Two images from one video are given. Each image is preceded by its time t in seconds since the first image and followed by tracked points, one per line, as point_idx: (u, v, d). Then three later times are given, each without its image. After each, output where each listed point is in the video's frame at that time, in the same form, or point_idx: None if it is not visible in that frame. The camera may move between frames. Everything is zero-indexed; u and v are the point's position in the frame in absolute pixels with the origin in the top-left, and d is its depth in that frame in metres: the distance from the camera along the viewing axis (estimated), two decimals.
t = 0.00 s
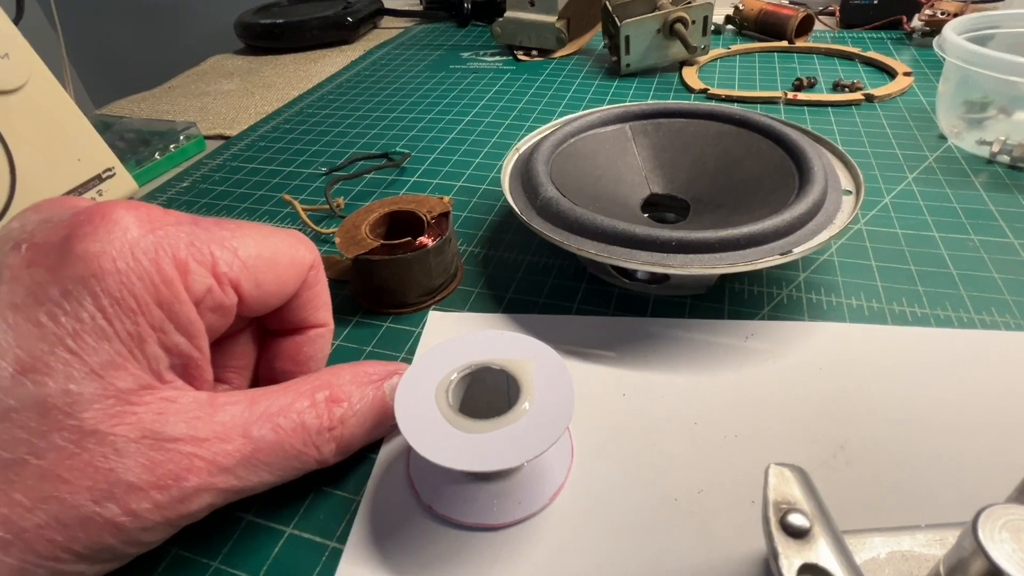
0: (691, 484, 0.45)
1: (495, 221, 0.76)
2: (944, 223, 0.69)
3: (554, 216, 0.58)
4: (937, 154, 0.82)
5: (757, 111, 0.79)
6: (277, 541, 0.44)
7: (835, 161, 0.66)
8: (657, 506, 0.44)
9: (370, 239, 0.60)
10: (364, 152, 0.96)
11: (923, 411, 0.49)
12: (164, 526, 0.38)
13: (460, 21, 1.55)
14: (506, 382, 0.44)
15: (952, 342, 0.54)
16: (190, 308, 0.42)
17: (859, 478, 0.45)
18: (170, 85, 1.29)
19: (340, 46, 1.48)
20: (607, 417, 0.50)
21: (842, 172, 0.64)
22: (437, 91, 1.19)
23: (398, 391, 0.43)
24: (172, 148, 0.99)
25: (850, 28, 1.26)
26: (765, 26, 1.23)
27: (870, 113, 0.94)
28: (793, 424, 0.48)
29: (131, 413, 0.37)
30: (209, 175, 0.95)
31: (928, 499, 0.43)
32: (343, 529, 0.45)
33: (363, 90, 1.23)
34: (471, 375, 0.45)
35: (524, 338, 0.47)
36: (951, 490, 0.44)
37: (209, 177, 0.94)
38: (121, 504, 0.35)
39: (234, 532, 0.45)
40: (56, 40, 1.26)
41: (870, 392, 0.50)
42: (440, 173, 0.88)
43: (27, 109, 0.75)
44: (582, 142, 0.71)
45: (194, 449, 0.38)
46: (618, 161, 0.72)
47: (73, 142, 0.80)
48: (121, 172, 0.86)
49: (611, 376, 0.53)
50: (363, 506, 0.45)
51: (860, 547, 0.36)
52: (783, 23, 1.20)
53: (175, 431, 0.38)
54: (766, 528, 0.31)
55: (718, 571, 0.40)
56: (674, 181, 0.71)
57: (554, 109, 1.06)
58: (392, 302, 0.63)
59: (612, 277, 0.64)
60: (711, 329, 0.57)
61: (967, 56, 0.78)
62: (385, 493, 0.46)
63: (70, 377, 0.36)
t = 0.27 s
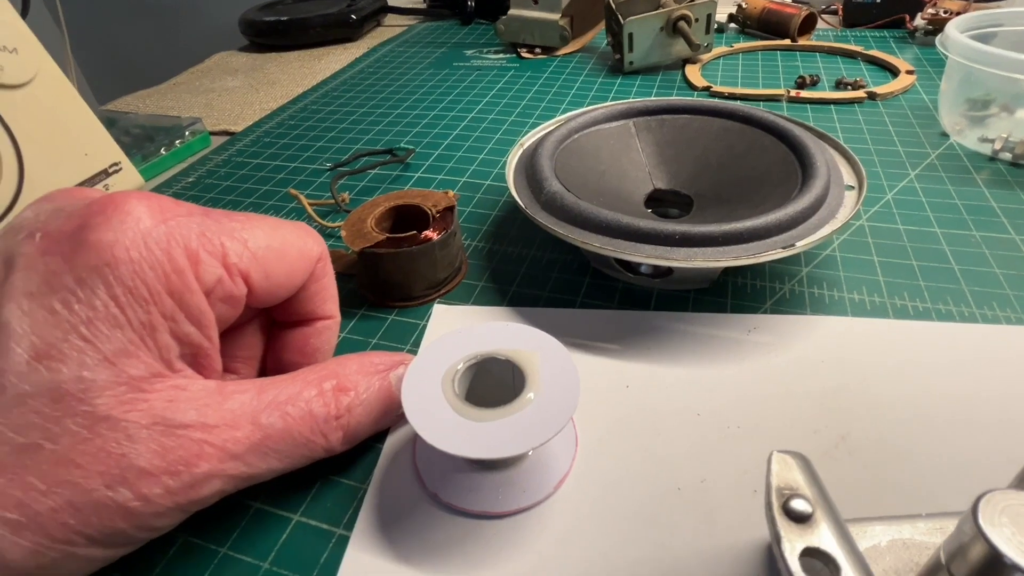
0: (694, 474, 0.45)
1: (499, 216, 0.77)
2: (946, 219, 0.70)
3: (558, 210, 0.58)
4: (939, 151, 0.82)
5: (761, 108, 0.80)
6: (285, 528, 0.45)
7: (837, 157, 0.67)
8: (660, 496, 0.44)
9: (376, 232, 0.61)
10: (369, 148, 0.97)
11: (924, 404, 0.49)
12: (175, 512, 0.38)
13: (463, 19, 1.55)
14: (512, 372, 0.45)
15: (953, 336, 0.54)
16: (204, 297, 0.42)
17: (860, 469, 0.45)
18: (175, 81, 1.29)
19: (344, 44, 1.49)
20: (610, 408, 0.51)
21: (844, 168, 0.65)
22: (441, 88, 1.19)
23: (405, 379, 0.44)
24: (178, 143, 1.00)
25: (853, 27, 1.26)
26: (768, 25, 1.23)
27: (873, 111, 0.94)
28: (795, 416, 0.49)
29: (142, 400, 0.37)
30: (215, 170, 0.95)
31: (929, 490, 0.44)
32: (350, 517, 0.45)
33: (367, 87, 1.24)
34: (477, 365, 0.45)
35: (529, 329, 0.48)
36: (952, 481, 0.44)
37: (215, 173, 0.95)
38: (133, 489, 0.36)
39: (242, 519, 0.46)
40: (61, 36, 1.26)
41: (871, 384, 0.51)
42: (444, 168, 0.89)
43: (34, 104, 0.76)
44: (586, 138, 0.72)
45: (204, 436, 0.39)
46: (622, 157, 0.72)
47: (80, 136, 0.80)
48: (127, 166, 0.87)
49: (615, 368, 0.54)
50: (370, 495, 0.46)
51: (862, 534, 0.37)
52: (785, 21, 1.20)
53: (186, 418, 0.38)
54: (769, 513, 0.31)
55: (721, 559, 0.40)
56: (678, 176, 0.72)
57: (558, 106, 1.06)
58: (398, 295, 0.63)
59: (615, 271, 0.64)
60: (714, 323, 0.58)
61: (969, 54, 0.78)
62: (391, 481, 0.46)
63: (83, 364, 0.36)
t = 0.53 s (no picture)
0: (694, 472, 0.45)
1: (500, 214, 0.77)
2: (947, 218, 0.70)
3: (559, 207, 0.58)
4: (940, 151, 0.82)
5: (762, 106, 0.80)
6: (286, 523, 0.45)
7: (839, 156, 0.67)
8: (661, 493, 0.44)
9: (378, 229, 0.61)
10: (370, 146, 0.97)
11: (924, 402, 0.49)
12: (175, 506, 0.38)
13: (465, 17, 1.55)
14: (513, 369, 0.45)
15: (954, 335, 0.54)
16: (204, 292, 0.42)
17: (860, 467, 0.45)
18: (177, 79, 1.29)
19: (346, 42, 1.49)
20: (611, 406, 0.51)
21: (846, 167, 0.65)
22: (442, 86, 1.20)
23: (406, 375, 0.44)
24: (179, 140, 1.00)
25: (855, 27, 1.26)
26: (770, 24, 1.23)
27: (874, 110, 0.94)
28: (795, 414, 0.49)
29: (143, 394, 0.38)
30: (216, 168, 0.95)
31: (929, 488, 0.44)
32: (351, 512, 0.45)
33: (368, 85, 1.24)
34: (478, 361, 0.46)
35: (530, 326, 0.48)
36: (952, 480, 0.44)
37: (216, 170, 0.95)
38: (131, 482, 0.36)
39: (243, 514, 0.46)
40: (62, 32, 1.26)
41: (872, 383, 0.51)
42: (445, 166, 0.89)
43: (35, 100, 0.76)
44: (588, 136, 0.72)
45: (205, 430, 0.39)
46: (623, 155, 0.72)
47: (82, 132, 0.81)
48: (128, 163, 0.87)
49: (616, 366, 0.54)
50: (370, 490, 0.46)
51: (862, 532, 0.37)
52: (787, 21, 1.20)
53: (187, 412, 0.38)
54: (769, 509, 0.32)
55: (721, 556, 0.40)
56: (679, 175, 0.72)
57: (559, 104, 1.06)
58: (399, 292, 0.63)
59: (616, 269, 0.64)
60: (715, 321, 0.58)
61: (971, 54, 0.78)
62: (392, 477, 0.47)
63: (84, 358, 0.37)
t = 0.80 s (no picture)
0: (693, 471, 0.45)
1: (501, 213, 0.77)
2: (947, 219, 0.70)
3: (560, 207, 0.59)
4: (940, 152, 0.82)
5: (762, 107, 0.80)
6: (284, 521, 0.45)
7: (839, 156, 0.67)
8: (660, 492, 0.44)
9: (378, 228, 0.61)
10: (371, 144, 0.97)
11: (923, 403, 0.49)
12: (170, 507, 0.39)
13: (466, 16, 1.55)
14: (512, 368, 0.45)
15: (953, 336, 0.54)
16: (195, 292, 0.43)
17: (859, 467, 0.45)
18: (178, 77, 1.29)
19: (347, 40, 1.49)
20: (611, 405, 0.51)
21: (846, 167, 0.65)
22: (444, 85, 1.20)
23: (406, 374, 0.44)
24: (180, 138, 1.00)
25: (856, 27, 1.26)
26: (771, 24, 1.23)
27: (874, 111, 0.94)
28: (794, 413, 0.49)
29: (133, 395, 0.37)
30: (216, 165, 0.95)
31: (927, 488, 0.44)
32: (350, 510, 0.45)
33: (370, 83, 1.24)
34: (478, 360, 0.46)
35: (530, 325, 0.48)
36: (950, 480, 0.44)
37: (216, 168, 0.95)
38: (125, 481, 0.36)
39: (242, 513, 0.46)
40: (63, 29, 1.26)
41: (871, 383, 0.51)
42: (446, 165, 0.89)
43: (34, 98, 0.76)
44: (589, 136, 0.72)
45: (198, 431, 0.39)
46: (624, 154, 0.73)
47: (82, 131, 0.80)
48: (129, 162, 0.87)
49: (616, 365, 0.54)
50: (369, 489, 0.46)
51: (859, 532, 0.37)
52: (789, 21, 1.20)
53: (181, 413, 0.38)
54: (767, 509, 0.32)
55: (719, 555, 0.40)
56: (679, 174, 0.72)
57: (560, 104, 1.06)
58: (399, 291, 0.64)
59: (616, 269, 0.64)
60: (715, 320, 0.58)
61: (972, 55, 0.78)
62: (392, 476, 0.47)
63: (70, 358, 0.36)
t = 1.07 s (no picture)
0: (695, 458, 0.46)
1: (504, 205, 0.77)
2: (949, 212, 0.70)
3: (563, 198, 0.59)
4: (942, 146, 0.82)
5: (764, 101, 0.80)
6: (291, 505, 0.46)
7: (842, 149, 0.67)
8: (663, 478, 0.45)
9: (383, 219, 0.62)
10: (374, 138, 0.97)
11: (924, 393, 0.50)
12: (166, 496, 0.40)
13: (469, 11, 1.55)
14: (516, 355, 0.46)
15: (954, 326, 0.55)
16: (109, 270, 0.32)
17: (860, 455, 0.46)
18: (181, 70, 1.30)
19: (350, 35, 1.49)
20: (614, 394, 0.51)
21: (848, 160, 0.65)
22: (447, 80, 1.20)
23: (411, 361, 0.45)
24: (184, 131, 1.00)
25: (859, 23, 1.26)
26: (773, 19, 1.23)
27: (876, 106, 0.94)
28: (795, 401, 0.49)
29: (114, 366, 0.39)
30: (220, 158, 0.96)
31: (927, 476, 0.44)
32: (355, 494, 0.46)
33: (373, 77, 1.24)
34: (482, 348, 0.46)
35: (534, 314, 0.48)
36: (951, 467, 0.45)
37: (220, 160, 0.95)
38: None
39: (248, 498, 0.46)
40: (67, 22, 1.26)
41: (872, 373, 0.51)
42: (449, 158, 0.89)
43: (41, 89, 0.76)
44: (592, 128, 0.72)
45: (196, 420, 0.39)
46: (627, 147, 0.73)
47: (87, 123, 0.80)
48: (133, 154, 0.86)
49: (619, 354, 0.55)
50: (374, 474, 0.47)
51: (859, 517, 0.38)
52: (791, 16, 1.20)
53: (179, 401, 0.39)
54: (769, 491, 0.32)
55: (721, 540, 0.41)
56: (682, 167, 0.72)
57: (563, 98, 1.06)
58: (403, 282, 0.64)
59: (619, 260, 0.65)
60: (717, 311, 0.58)
61: (975, 49, 0.79)
62: (396, 462, 0.47)
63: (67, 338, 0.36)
